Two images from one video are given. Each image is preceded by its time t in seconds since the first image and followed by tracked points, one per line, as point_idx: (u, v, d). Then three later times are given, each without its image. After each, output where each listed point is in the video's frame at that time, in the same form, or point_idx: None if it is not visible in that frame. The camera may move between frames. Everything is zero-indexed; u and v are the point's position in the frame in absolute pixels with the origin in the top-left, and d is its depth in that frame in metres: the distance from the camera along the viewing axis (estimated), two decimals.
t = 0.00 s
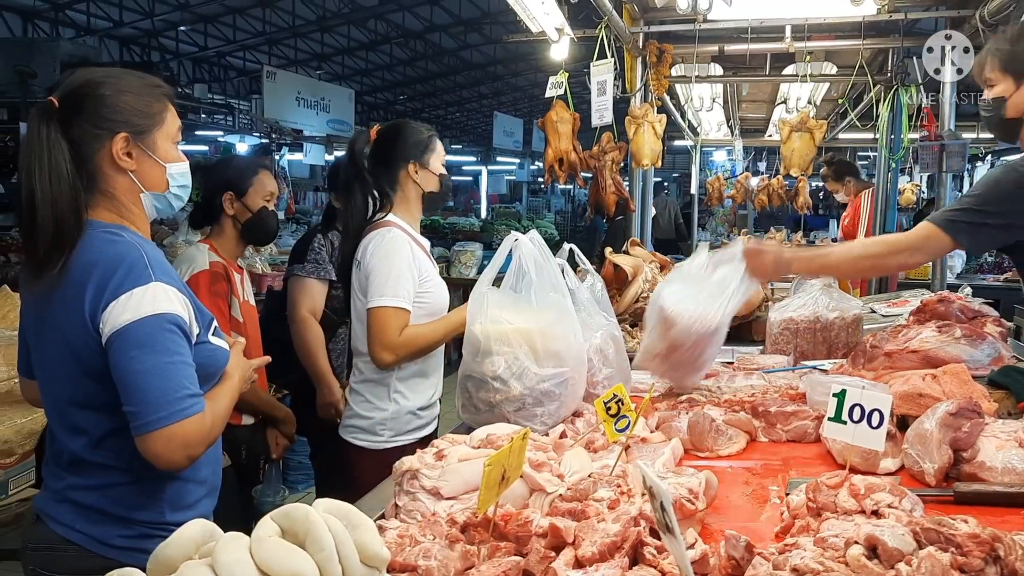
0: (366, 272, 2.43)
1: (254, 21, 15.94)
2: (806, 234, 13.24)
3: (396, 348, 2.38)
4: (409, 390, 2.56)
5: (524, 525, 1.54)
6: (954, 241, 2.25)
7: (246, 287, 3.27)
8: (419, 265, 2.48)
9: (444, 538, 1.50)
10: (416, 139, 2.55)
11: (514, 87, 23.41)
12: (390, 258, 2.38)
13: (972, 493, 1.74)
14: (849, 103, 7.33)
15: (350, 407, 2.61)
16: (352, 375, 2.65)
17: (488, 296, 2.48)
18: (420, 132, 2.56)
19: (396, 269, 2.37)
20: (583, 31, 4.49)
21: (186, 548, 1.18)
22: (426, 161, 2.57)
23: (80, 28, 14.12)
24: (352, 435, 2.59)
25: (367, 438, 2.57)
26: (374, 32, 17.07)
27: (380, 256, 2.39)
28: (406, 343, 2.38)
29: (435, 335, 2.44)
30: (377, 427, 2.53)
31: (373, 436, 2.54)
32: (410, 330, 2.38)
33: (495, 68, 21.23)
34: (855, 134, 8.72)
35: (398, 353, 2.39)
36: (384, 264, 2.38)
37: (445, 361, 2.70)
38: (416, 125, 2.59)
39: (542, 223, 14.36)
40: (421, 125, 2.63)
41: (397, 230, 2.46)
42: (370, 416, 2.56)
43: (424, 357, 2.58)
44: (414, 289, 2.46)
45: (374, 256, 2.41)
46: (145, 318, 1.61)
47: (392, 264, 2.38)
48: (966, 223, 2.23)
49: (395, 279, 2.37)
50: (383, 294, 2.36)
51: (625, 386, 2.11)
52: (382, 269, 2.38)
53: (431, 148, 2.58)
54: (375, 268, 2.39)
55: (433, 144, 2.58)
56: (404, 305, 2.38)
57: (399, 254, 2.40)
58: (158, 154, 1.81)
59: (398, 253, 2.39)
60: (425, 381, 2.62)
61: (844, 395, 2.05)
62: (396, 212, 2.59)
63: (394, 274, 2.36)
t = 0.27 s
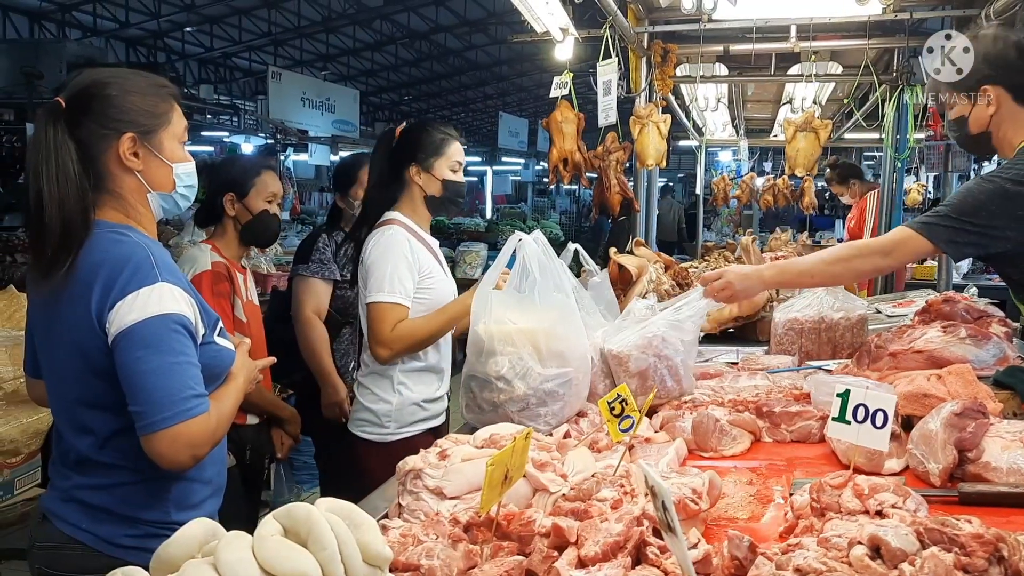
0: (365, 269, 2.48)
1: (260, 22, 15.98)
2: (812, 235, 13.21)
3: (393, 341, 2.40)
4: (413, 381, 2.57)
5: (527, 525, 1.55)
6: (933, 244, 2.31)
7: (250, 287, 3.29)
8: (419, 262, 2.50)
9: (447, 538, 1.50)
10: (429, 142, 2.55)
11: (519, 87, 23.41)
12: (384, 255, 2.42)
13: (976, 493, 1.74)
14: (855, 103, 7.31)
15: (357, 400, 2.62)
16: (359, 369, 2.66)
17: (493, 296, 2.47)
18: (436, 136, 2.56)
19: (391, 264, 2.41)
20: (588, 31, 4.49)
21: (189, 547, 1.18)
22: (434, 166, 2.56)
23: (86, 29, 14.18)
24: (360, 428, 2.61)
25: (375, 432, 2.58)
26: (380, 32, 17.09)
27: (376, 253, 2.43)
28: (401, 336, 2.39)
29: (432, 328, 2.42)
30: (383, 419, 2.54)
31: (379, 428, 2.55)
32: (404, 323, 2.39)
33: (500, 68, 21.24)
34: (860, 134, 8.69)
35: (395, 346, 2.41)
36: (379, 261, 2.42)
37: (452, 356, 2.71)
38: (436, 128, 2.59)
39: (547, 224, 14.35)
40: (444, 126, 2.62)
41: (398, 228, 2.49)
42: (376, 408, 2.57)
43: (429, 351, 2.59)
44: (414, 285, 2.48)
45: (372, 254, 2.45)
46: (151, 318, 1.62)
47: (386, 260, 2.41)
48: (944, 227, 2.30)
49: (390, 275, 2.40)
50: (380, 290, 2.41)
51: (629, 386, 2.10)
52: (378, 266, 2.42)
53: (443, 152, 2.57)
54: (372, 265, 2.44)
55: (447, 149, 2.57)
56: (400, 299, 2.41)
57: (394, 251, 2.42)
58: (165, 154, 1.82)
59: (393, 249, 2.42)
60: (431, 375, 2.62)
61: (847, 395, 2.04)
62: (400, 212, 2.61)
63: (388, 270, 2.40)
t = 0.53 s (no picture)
0: (367, 271, 2.49)
1: (263, 22, 15.99)
2: (815, 235, 13.20)
3: (410, 338, 2.39)
4: (423, 384, 2.57)
5: (528, 525, 1.55)
6: (989, 244, 2.33)
7: (252, 284, 3.29)
8: (421, 262, 2.50)
9: (447, 537, 1.50)
10: (435, 145, 2.54)
11: (522, 87, 23.42)
12: (384, 257, 2.43)
13: (977, 494, 1.74)
14: (857, 103, 7.30)
15: (365, 400, 2.63)
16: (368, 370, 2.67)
17: (495, 295, 2.44)
18: (444, 139, 2.54)
19: (394, 265, 2.42)
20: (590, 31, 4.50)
21: (189, 546, 1.18)
22: (437, 171, 2.55)
23: (90, 29, 14.21)
24: (367, 428, 2.62)
25: (381, 432, 2.58)
26: (382, 32, 17.11)
27: (377, 255, 2.45)
28: (416, 332, 2.38)
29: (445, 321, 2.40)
30: (391, 421, 2.55)
31: (387, 429, 2.56)
32: (417, 320, 2.38)
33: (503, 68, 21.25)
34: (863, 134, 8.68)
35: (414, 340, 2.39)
36: (380, 263, 2.43)
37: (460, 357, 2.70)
38: (447, 131, 2.56)
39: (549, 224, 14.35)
40: (455, 132, 2.60)
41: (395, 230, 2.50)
42: (384, 410, 2.57)
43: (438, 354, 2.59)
44: (418, 285, 2.49)
45: (373, 256, 2.47)
46: (154, 317, 1.62)
47: (386, 262, 2.42)
48: (997, 226, 2.32)
49: (395, 275, 2.42)
50: (388, 290, 2.42)
51: (630, 385, 2.10)
52: (378, 268, 2.43)
53: (448, 157, 2.56)
54: (373, 266, 2.46)
55: (453, 156, 2.56)
56: (409, 297, 2.42)
57: (392, 252, 2.43)
58: (168, 154, 1.82)
59: (392, 251, 2.43)
60: (439, 377, 2.62)
61: (849, 395, 2.04)
62: (400, 212, 2.62)
63: (392, 271, 2.41)
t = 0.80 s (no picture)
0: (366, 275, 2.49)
1: (264, 21, 16.00)
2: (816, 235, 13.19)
3: (407, 346, 2.40)
4: (423, 387, 2.56)
5: (527, 523, 1.55)
6: None
7: (252, 281, 3.28)
8: (421, 265, 2.50)
9: (447, 536, 1.50)
10: (444, 146, 2.53)
11: (522, 87, 23.41)
12: (382, 262, 2.43)
13: (977, 493, 1.73)
14: (858, 103, 7.30)
15: (365, 399, 2.64)
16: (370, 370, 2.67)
17: (496, 295, 2.43)
18: (452, 141, 2.53)
19: (389, 271, 2.42)
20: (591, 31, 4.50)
21: (188, 544, 1.18)
22: (444, 173, 2.54)
23: (91, 29, 14.21)
24: (366, 426, 2.63)
25: (379, 431, 2.59)
26: (383, 32, 17.11)
27: (376, 260, 2.45)
28: (413, 340, 2.39)
29: (442, 327, 2.40)
30: (389, 421, 2.56)
31: (384, 429, 2.57)
32: (415, 326, 2.38)
33: (504, 68, 21.25)
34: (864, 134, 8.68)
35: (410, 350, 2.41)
36: (378, 268, 2.43)
37: (462, 358, 2.69)
38: (456, 133, 2.56)
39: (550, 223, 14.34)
40: (465, 134, 2.59)
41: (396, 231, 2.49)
42: (382, 410, 2.58)
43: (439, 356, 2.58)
44: (417, 289, 2.49)
45: (372, 261, 2.46)
46: (154, 316, 1.62)
47: (384, 267, 2.42)
48: None
49: (392, 280, 2.41)
50: (386, 295, 2.42)
51: (630, 385, 2.10)
52: (377, 273, 2.43)
53: (456, 160, 2.55)
54: (372, 271, 2.45)
55: (462, 159, 2.55)
56: (406, 303, 2.42)
57: (390, 257, 2.43)
58: (168, 153, 1.82)
59: (390, 256, 2.43)
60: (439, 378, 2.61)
61: (848, 394, 2.04)
62: (406, 213, 2.61)
63: (390, 276, 2.41)
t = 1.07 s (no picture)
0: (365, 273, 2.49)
1: (264, 20, 15.99)
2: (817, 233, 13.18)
3: (391, 346, 2.40)
4: (422, 386, 2.56)
5: (526, 521, 1.55)
6: None
7: (249, 277, 3.27)
8: (421, 265, 2.49)
9: (446, 534, 1.50)
10: (457, 150, 2.50)
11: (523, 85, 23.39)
12: (381, 260, 2.42)
13: (977, 491, 1.73)
14: (859, 102, 7.29)
15: (364, 397, 2.64)
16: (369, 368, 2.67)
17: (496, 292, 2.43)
18: (466, 145, 2.50)
19: (384, 270, 2.41)
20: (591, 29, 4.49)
21: (187, 541, 1.18)
22: (453, 177, 2.52)
23: (91, 27, 14.21)
24: (364, 424, 2.63)
25: (377, 429, 2.59)
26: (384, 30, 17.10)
27: (376, 257, 2.45)
28: (399, 340, 2.39)
29: (429, 331, 2.40)
30: (387, 420, 2.55)
31: (382, 428, 2.57)
32: (403, 327, 2.38)
33: (504, 66, 21.23)
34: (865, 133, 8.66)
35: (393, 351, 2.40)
36: (377, 265, 2.43)
37: (461, 359, 2.69)
38: (472, 137, 2.52)
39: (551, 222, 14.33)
40: (479, 137, 2.55)
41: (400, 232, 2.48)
42: (380, 408, 2.58)
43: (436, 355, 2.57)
44: (416, 289, 2.48)
45: (373, 259, 2.46)
46: (153, 314, 1.62)
47: (382, 265, 2.42)
48: None
49: (387, 279, 2.41)
50: (381, 294, 2.41)
51: (630, 383, 2.09)
52: (376, 271, 2.43)
53: (469, 166, 2.52)
54: (371, 269, 2.45)
55: (474, 165, 2.52)
56: (399, 304, 2.41)
57: (390, 256, 2.42)
58: (167, 150, 1.82)
59: (389, 254, 2.42)
60: (438, 378, 2.61)
61: (848, 392, 2.04)
62: (412, 211, 2.61)
63: (385, 275, 2.41)
